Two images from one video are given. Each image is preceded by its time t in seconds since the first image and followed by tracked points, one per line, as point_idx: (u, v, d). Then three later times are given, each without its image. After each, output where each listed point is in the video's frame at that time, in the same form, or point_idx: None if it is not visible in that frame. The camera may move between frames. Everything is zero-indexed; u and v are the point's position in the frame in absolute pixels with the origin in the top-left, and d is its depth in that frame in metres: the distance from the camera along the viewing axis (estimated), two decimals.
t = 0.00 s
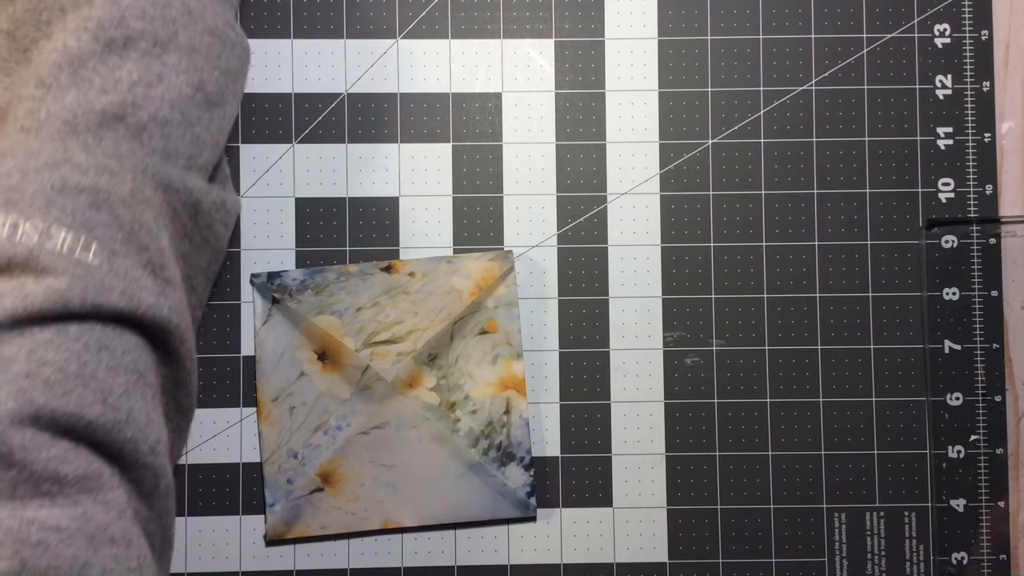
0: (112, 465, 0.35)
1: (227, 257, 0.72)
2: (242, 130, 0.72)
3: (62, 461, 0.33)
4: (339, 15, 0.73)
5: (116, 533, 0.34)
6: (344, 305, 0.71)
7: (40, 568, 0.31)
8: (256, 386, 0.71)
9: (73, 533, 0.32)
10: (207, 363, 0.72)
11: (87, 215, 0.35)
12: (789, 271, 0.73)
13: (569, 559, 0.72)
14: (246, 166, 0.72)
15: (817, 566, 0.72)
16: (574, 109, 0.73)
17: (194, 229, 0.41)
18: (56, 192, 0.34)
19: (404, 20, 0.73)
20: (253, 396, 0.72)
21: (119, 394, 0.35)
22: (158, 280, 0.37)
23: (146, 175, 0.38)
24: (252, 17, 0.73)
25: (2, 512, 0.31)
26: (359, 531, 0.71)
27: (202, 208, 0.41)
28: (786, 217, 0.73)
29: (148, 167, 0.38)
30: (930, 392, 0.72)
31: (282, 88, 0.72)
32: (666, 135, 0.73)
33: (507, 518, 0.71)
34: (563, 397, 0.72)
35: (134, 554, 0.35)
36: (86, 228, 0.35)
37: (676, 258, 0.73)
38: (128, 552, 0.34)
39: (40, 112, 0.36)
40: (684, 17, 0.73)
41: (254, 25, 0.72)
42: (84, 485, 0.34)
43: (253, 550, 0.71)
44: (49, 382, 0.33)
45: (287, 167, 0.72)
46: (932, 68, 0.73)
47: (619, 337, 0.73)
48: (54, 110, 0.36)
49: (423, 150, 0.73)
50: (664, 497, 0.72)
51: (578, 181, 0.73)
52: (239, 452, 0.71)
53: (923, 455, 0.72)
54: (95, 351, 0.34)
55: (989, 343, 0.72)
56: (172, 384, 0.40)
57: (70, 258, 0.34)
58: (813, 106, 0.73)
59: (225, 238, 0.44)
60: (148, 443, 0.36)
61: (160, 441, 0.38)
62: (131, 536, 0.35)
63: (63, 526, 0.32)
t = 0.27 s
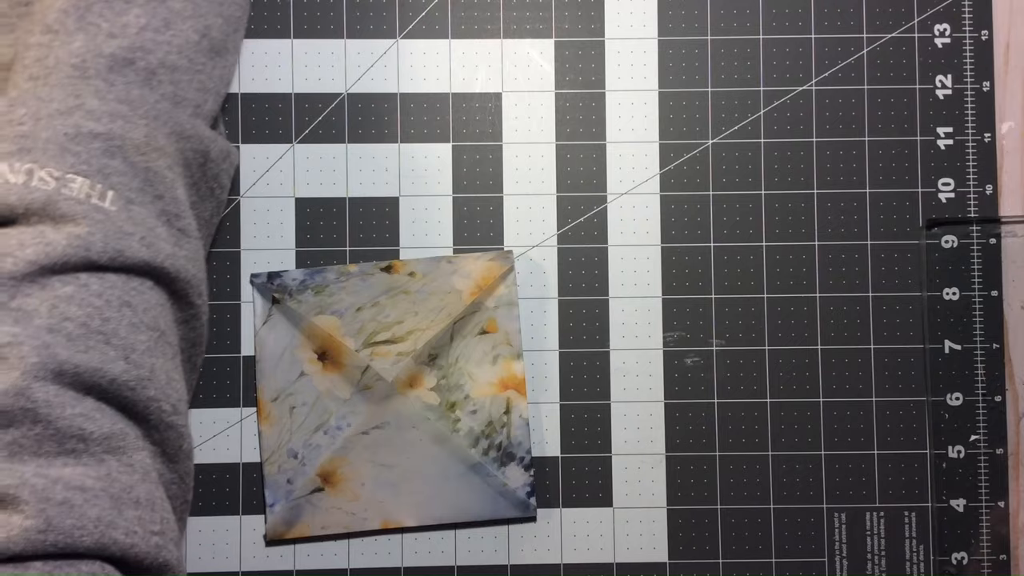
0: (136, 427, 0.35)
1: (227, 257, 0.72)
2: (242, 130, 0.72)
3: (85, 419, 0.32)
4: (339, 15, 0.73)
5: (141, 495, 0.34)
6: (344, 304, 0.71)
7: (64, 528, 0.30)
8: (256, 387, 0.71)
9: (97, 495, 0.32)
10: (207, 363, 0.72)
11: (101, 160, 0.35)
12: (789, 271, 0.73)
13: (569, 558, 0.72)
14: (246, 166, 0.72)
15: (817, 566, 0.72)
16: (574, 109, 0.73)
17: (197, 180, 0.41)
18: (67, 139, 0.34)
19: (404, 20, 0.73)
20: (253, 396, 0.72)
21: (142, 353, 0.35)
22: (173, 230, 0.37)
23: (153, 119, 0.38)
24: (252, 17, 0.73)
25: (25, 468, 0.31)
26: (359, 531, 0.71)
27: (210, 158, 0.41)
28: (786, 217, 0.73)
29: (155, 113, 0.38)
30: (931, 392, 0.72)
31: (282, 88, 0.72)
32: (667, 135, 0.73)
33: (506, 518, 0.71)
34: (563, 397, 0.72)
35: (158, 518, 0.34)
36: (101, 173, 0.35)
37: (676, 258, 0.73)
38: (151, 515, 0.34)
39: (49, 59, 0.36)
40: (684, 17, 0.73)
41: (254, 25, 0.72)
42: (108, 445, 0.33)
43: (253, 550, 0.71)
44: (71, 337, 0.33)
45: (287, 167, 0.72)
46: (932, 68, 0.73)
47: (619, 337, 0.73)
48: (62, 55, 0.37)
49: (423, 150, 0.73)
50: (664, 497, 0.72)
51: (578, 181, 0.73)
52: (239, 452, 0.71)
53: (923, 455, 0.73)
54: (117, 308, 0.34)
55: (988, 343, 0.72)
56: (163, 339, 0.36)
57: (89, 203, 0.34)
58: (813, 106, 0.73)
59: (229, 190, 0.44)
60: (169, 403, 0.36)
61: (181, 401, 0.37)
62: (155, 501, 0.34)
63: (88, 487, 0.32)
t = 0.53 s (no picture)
0: (126, 450, 0.40)
1: (227, 257, 0.72)
2: (242, 130, 0.72)
3: (73, 445, 0.37)
4: (339, 15, 0.73)
5: (128, 519, 0.38)
6: (344, 304, 0.71)
7: (49, 553, 0.35)
8: (256, 387, 0.71)
9: (85, 518, 0.36)
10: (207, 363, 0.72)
11: (98, 190, 0.39)
12: (789, 271, 0.73)
13: (568, 558, 0.72)
14: (246, 166, 0.72)
15: (817, 566, 0.72)
16: (574, 109, 0.73)
17: (198, 204, 0.46)
18: (66, 170, 0.38)
19: (404, 20, 0.73)
20: (253, 397, 0.72)
21: (133, 377, 0.39)
22: (171, 257, 0.42)
23: (152, 150, 0.41)
24: (252, 17, 0.73)
25: (12, 495, 0.35)
26: (359, 531, 0.71)
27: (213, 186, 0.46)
28: (787, 217, 0.73)
29: (154, 143, 0.42)
30: (930, 392, 0.72)
31: (282, 88, 0.72)
32: (666, 135, 0.73)
33: (506, 518, 0.71)
34: (563, 397, 0.72)
35: (145, 542, 0.39)
36: (97, 204, 0.38)
37: (676, 258, 0.73)
38: (139, 538, 0.38)
39: (50, 91, 0.40)
40: (684, 17, 0.73)
41: (254, 25, 0.72)
42: (95, 470, 0.38)
43: (253, 550, 0.71)
44: (62, 366, 0.36)
45: (286, 167, 0.72)
46: (932, 68, 0.73)
47: (619, 337, 0.73)
48: (63, 87, 0.40)
49: (423, 150, 0.73)
50: (663, 497, 0.72)
51: (578, 181, 0.73)
52: (239, 452, 0.71)
53: (923, 455, 0.73)
54: (109, 336, 0.38)
55: (988, 343, 0.72)
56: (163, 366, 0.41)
57: (83, 233, 0.38)
58: (813, 106, 0.73)
59: (232, 211, 0.49)
60: (160, 430, 0.40)
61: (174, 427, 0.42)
62: (142, 524, 0.39)
63: (77, 512, 0.36)
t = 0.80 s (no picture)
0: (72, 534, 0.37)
1: (227, 257, 0.72)
2: (242, 130, 0.72)
3: (10, 525, 0.34)
4: (339, 15, 0.73)
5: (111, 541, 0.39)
6: (344, 304, 0.71)
7: None
8: (256, 387, 0.71)
9: None
10: (207, 363, 0.72)
11: (46, 264, 0.38)
12: (789, 271, 0.73)
13: (568, 558, 0.72)
14: (246, 166, 0.72)
15: (817, 566, 0.72)
16: (574, 109, 0.73)
17: (60, 290, 0.37)
18: (15, 243, 0.37)
19: (404, 20, 0.73)
20: (253, 397, 0.72)
21: (73, 456, 0.37)
22: (117, 328, 0.40)
23: (106, 220, 0.42)
24: (252, 17, 0.73)
25: None
26: (359, 531, 0.71)
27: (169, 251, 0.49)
28: (786, 217, 0.73)
29: (108, 214, 0.43)
30: (930, 392, 0.72)
31: (282, 88, 0.73)
32: (666, 135, 0.73)
33: (506, 518, 0.71)
34: (563, 397, 0.72)
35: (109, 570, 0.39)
36: (43, 279, 0.37)
37: (676, 258, 0.73)
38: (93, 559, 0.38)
39: (11, 159, 0.40)
40: (684, 17, 0.73)
41: (254, 25, 0.72)
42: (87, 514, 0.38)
43: (253, 550, 0.71)
44: None
45: (287, 167, 0.72)
46: (932, 68, 0.73)
47: (619, 337, 0.73)
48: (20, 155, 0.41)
49: (423, 149, 0.73)
50: (664, 497, 0.72)
51: (578, 181, 0.73)
52: (239, 452, 0.71)
53: (923, 455, 0.73)
54: (43, 415, 0.35)
55: (988, 343, 0.72)
56: (106, 443, 0.39)
57: (31, 304, 0.36)
58: (813, 106, 0.73)
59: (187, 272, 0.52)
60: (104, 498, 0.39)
61: (117, 498, 0.39)
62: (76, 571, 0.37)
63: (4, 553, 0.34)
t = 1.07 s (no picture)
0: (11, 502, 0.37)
1: (227, 257, 0.72)
2: (242, 130, 0.72)
3: None
4: (339, 15, 0.73)
5: None
6: (344, 305, 0.71)
7: None
8: (256, 387, 0.71)
9: None
10: (207, 363, 0.72)
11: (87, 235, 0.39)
12: (789, 271, 0.73)
13: (569, 558, 0.72)
14: (246, 166, 0.72)
15: (817, 566, 0.72)
16: (574, 109, 0.73)
17: None
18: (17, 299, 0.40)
19: (404, 20, 0.73)
20: (253, 397, 0.72)
21: None
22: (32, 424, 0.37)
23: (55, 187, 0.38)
24: (252, 17, 0.73)
25: None
26: (359, 531, 0.71)
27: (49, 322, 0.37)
28: (786, 217, 0.73)
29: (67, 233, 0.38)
30: (930, 392, 0.72)
31: (282, 88, 0.72)
32: (666, 135, 0.73)
33: (506, 518, 0.71)
34: (563, 397, 0.72)
35: None
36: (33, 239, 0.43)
37: (677, 258, 0.73)
38: None
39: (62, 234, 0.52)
40: (684, 17, 0.73)
41: (254, 25, 0.72)
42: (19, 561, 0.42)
43: (253, 550, 0.71)
44: None
45: (287, 167, 0.72)
46: (932, 68, 0.73)
47: (619, 337, 0.73)
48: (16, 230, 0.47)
49: (423, 149, 0.73)
50: (664, 497, 0.72)
51: (578, 181, 0.73)
52: (239, 452, 0.71)
53: (923, 455, 0.73)
54: None
55: (988, 343, 0.72)
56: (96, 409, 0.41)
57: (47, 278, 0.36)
58: (813, 106, 0.73)
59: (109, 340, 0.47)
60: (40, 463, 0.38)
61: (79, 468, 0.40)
62: None
63: None
